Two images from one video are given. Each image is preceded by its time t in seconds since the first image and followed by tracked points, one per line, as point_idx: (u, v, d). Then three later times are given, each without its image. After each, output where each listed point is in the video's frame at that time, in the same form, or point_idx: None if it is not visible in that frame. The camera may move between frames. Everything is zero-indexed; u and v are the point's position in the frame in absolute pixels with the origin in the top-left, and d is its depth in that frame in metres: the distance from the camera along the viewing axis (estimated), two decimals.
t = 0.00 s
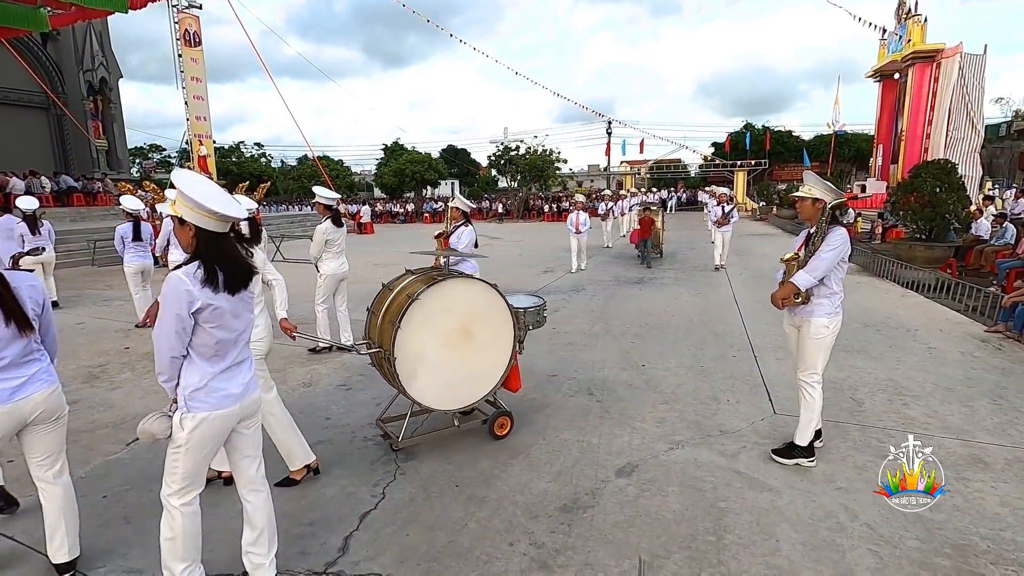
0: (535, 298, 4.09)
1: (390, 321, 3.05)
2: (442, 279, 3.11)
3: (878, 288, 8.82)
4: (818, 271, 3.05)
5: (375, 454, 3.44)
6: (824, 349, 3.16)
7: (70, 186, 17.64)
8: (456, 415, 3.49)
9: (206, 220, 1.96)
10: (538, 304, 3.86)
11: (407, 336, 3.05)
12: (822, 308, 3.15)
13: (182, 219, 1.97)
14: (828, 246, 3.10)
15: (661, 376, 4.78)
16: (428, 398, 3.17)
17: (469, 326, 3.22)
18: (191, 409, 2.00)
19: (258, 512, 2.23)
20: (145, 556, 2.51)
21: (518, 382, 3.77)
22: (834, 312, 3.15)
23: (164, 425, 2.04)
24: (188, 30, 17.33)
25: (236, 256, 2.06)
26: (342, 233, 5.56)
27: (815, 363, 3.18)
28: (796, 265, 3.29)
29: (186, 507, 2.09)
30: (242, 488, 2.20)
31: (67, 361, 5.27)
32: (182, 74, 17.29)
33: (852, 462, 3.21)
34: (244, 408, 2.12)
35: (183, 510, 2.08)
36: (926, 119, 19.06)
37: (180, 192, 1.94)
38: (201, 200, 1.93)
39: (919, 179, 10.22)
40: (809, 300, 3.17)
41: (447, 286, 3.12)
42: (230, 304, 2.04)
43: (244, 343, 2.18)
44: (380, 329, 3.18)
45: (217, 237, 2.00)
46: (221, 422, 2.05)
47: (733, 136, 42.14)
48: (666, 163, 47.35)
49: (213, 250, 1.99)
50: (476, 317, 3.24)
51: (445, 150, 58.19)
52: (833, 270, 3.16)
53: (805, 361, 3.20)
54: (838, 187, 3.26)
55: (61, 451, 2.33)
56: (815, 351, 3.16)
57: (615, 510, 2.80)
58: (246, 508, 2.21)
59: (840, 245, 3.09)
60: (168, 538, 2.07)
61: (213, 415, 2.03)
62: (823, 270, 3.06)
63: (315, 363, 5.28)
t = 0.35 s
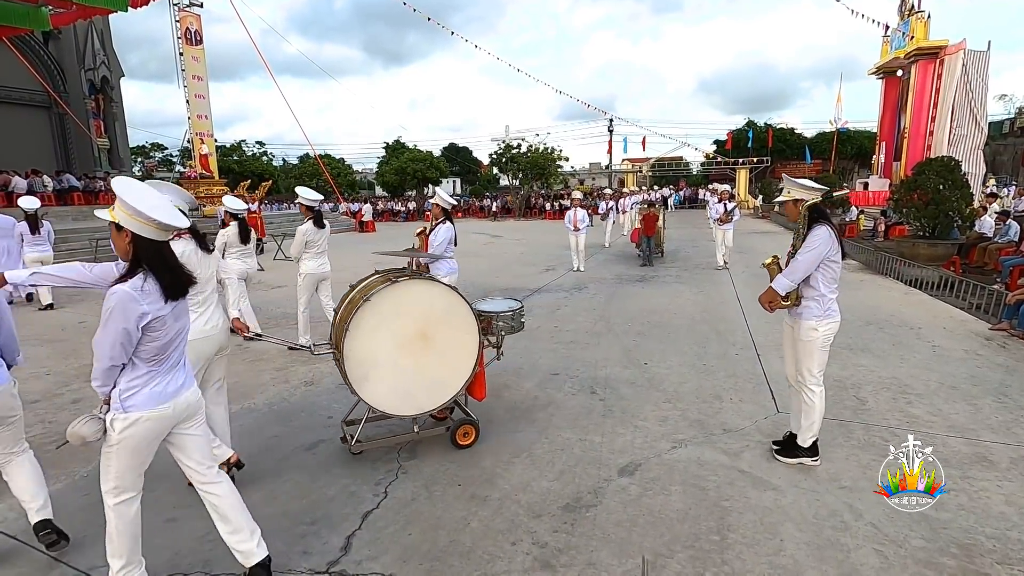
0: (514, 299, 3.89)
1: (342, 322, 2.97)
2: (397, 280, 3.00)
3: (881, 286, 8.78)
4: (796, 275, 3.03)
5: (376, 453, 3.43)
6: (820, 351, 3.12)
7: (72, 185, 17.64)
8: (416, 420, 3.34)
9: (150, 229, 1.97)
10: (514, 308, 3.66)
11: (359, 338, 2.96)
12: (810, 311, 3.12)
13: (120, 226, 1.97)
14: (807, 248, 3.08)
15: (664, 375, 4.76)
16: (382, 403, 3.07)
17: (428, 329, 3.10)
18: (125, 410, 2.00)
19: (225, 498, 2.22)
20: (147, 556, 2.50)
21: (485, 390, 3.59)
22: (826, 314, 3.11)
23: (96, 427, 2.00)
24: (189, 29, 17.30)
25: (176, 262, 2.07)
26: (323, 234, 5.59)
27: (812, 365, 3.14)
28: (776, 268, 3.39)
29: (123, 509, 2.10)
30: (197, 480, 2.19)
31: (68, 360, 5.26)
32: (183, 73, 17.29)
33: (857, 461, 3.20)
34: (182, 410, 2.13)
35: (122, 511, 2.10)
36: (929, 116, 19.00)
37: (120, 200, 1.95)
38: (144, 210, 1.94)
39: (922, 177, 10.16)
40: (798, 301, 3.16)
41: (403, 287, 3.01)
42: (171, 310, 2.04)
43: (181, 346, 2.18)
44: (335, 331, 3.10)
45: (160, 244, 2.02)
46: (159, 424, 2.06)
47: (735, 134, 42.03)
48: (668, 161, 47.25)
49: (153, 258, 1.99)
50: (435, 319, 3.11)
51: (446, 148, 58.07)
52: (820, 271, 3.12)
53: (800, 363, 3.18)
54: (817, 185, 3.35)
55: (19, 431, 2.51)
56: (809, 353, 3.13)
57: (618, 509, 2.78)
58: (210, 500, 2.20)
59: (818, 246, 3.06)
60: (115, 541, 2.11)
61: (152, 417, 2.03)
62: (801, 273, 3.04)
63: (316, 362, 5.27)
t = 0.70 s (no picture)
0: (490, 302, 3.90)
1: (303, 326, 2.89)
2: (361, 282, 2.92)
3: (886, 284, 8.73)
4: (791, 276, 3.01)
5: (381, 451, 3.43)
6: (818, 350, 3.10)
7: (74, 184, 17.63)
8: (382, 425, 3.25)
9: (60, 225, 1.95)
10: (488, 311, 3.66)
11: (321, 342, 2.88)
12: (807, 310, 3.10)
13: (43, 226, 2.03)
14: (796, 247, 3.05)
15: (668, 373, 4.74)
16: (345, 408, 2.99)
17: (393, 333, 3.02)
18: (73, 407, 2.03)
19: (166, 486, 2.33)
20: (150, 555, 2.49)
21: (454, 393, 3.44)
22: (823, 312, 3.09)
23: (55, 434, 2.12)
24: (192, 28, 17.29)
25: (101, 254, 2.03)
26: (306, 230, 5.67)
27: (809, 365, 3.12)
28: (768, 273, 3.39)
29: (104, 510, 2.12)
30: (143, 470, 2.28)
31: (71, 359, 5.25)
32: (187, 72, 17.32)
33: (862, 460, 3.18)
34: (132, 405, 2.11)
35: (114, 510, 2.12)
36: (934, 113, 18.90)
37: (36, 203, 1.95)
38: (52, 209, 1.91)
39: (928, 173, 10.10)
40: (796, 302, 3.14)
41: (367, 289, 2.93)
42: (93, 304, 2.01)
43: (130, 342, 2.16)
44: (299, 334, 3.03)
45: (81, 240, 1.99)
46: (108, 421, 2.05)
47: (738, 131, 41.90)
48: (671, 159, 47.18)
49: (68, 253, 1.95)
50: (402, 322, 3.03)
51: (449, 147, 57.93)
52: (814, 270, 3.09)
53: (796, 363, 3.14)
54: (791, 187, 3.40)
55: None
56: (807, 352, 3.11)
57: (622, 508, 2.77)
58: (156, 487, 2.32)
59: (807, 245, 3.03)
60: (114, 542, 2.14)
61: (94, 414, 2.03)
62: (796, 274, 3.01)
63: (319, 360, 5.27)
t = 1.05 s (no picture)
0: (468, 305, 3.87)
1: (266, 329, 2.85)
2: (325, 283, 2.87)
3: (892, 281, 8.69)
4: (798, 273, 2.92)
5: (384, 450, 3.43)
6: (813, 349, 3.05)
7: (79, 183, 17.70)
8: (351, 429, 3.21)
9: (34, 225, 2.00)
10: (463, 313, 3.64)
11: (283, 346, 2.84)
12: (806, 309, 3.02)
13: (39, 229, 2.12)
14: (800, 245, 2.97)
15: (671, 371, 4.73)
16: (310, 412, 2.96)
17: (360, 336, 2.96)
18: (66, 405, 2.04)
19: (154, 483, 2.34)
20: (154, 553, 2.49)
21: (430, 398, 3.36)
22: (820, 311, 3.04)
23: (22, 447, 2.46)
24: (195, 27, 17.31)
25: (79, 252, 2.04)
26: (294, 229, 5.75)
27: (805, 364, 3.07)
28: (770, 271, 3.24)
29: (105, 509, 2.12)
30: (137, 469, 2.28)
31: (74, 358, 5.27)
32: (190, 71, 17.34)
33: (867, 459, 3.16)
34: (116, 401, 2.08)
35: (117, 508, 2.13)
36: (939, 109, 18.80)
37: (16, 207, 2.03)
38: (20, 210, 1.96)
39: (933, 170, 10.04)
40: (794, 302, 3.05)
41: (330, 291, 2.87)
42: (64, 302, 2.02)
43: (119, 338, 2.15)
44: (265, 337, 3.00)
45: (56, 239, 2.01)
46: (96, 417, 2.04)
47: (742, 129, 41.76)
48: (674, 156, 47.08)
49: (38, 253, 1.98)
50: (368, 325, 2.97)
51: (452, 144, 57.83)
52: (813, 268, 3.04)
53: (792, 363, 3.05)
54: (795, 181, 3.11)
55: None
56: (804, 352, 3.03)
57: (626, 507, 2.76)
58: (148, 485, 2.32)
59: (812, 242, 2.97)
60: (123, 543, 2.15)
61: (78, 410, 2.03)
62: (801, 272, 2.93)
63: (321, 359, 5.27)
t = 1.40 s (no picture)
0: (443, 305, 3.87)
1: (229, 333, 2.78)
2: (292, 285, 2.84)
3: (896, 279, 8.66)
4: (797, 277, 2.72)
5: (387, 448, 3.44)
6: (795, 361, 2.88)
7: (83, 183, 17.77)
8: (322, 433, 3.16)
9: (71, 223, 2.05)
10: (438, 315, 3.62)
11: (248, 350, 2.77)
12: (793, 317, 2.81)
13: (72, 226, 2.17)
14: (798, 247, 2.78)
15: (675, 369, 4.73)
16: (278, 417, 2.92)
17: (327, 338, 2.94)
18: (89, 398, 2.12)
19: (205, 474, 2.38)
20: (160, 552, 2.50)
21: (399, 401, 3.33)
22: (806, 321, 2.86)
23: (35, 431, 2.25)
24: (198, 26, 17.31)
25: (109, 252, 2.06)
26: (287, 226, 5.94)
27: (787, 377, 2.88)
28: (768, 272, 2.84)
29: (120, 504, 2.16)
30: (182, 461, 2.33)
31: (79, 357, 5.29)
32: (193, 70, 17.35)
33: (871, 458, 3.14)
34: (128, 398, 2.11)
35: (126, 504, 2.17)
36: (944, 106, 18.70)
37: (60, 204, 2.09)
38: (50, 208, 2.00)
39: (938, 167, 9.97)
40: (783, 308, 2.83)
41: (297, 293, 2.85)
42: (85, 298, 2.03)
43: (137, 337, 2.15)
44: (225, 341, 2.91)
45: (85, 236, 2.03)
46: (113, 412, 2.10)
47: (745, 126, 41.64)
48: (677, 155, 46.99)
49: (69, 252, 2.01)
50: (337, 328, 2.96)
51: (456, 143, 57.87)
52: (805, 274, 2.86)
53: (776, 376, 2.87)
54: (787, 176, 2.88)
55: None
56: (787, 362, 2.85)
57: (629, 506, 2.76)
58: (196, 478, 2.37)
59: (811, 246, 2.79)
60: (129, 542, 2.16)
61: (94, 402, 2.10)
62: (798, 277, 2.74)
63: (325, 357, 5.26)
